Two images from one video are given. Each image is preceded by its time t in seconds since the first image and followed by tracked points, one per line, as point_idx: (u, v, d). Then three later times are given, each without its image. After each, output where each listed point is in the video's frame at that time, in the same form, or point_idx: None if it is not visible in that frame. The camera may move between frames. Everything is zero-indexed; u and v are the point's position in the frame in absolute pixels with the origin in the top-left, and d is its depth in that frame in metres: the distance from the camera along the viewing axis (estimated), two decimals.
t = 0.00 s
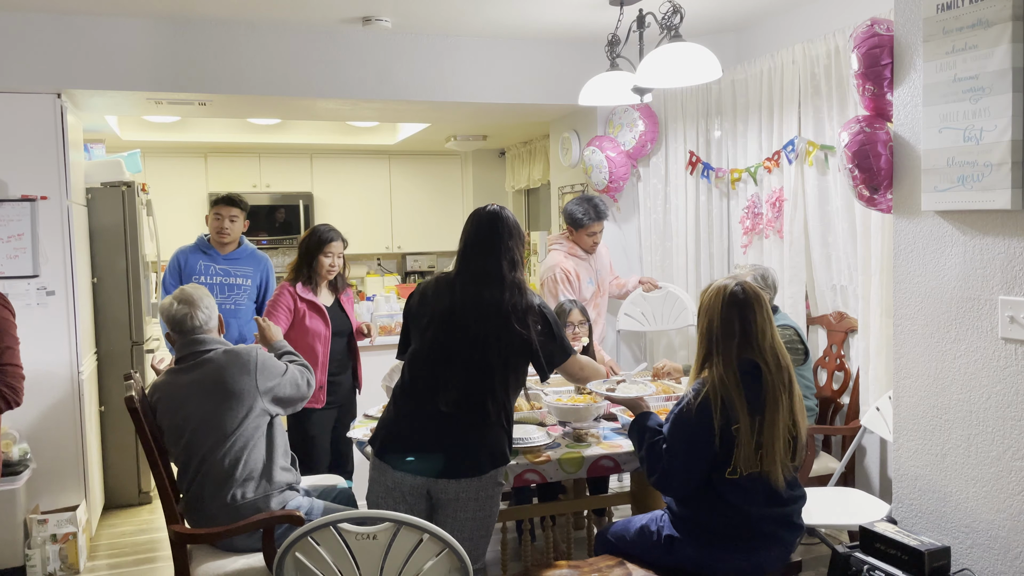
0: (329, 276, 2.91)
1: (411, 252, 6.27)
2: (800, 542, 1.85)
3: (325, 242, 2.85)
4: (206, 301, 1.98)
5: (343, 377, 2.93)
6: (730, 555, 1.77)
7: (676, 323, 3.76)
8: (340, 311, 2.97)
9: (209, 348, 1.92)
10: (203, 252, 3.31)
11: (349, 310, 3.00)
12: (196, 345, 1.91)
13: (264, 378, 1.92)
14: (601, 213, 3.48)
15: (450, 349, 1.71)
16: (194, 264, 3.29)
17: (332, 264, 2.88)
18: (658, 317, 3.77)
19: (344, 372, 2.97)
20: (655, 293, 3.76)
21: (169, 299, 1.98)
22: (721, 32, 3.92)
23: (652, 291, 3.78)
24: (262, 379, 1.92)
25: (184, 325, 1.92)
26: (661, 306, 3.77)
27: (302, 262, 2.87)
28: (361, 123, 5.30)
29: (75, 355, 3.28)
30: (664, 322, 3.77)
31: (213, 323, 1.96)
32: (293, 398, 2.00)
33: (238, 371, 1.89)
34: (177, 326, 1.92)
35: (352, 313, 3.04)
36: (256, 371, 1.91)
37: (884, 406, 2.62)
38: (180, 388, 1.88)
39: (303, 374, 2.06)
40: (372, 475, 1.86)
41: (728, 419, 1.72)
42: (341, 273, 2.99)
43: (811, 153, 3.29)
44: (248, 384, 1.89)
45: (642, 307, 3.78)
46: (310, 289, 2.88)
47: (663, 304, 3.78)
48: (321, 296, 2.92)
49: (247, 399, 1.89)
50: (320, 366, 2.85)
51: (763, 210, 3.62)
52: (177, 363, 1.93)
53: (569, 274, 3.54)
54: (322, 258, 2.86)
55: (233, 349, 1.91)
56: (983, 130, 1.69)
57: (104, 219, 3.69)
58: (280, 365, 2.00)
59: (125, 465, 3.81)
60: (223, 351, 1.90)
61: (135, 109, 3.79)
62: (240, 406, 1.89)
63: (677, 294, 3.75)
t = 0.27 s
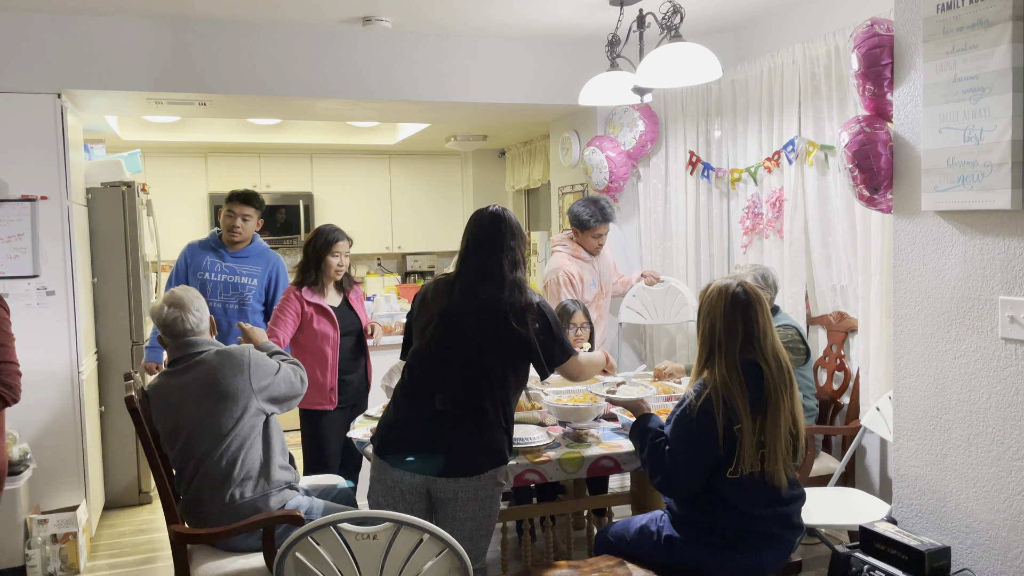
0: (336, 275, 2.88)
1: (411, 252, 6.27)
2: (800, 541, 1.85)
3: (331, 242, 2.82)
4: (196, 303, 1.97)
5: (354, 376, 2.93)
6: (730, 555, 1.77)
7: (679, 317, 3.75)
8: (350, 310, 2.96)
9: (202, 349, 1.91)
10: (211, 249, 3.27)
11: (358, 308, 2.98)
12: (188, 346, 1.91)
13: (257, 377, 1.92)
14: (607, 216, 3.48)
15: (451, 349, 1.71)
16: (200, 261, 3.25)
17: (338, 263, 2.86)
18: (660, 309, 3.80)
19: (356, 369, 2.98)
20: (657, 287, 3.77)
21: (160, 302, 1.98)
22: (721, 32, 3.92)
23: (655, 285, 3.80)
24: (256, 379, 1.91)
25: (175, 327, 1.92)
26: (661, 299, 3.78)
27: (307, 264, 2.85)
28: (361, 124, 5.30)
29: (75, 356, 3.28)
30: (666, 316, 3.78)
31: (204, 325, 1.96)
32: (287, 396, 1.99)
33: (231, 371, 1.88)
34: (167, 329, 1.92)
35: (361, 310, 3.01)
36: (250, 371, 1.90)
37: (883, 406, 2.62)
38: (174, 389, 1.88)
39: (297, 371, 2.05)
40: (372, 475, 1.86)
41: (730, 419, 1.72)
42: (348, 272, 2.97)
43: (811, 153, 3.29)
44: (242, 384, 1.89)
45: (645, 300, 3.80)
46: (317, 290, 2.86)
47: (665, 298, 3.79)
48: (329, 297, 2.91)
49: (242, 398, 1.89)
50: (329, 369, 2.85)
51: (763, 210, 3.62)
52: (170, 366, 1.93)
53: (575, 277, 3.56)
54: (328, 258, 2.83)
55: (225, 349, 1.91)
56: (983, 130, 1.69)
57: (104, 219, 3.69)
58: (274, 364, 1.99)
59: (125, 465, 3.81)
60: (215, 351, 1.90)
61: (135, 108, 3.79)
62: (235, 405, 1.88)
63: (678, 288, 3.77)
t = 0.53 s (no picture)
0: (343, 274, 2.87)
1: (411, 252, 6.27)
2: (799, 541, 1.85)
3: (338, 242, 2.81)
4: (190, 305, 1.98)
5: (360, 375, 2.94)
6: (731, 555, 1.77)
7: (680, 328, 3.72)
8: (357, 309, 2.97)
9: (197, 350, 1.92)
10: (207, 250, 3.25)
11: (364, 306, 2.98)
12: (181, 348, 1.92)
13: (253, 378, 1.92)
14: (607, 216, 3.48)
15: (450, 348, 1.70)
16: (196, 262, 3.22)
17: (347, 262, 2.85)
18: (662, 316, 3.75)
19: (362, 368, 2.99)
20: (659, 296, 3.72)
21: (154, 304, 1.99)
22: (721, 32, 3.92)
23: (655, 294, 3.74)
24: (251, 380, 1.91)
25: (168, 328, 1.93)
26: (661, 308, 3.74)
27: (316, 263, 2.82)
28: (361, 124, 5.30)
29: (74, 356, 3.28)
30: (667, 326, 3.74)
31: (196, 325, 1.97)
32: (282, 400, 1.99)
33: (226, 372, 1.88)
34: (160, 330, 1.94)
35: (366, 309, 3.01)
36: (244, 372, 1.91)
37: (883, 406, 2.62)
38: (170, 390, 1.88)
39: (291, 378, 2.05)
40: (372, 475, 1.86)
41: (730, 419, 1.72)
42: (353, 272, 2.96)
43: (811, 153, 3.29)
44: (237, 385, 1.89)
45: (644, 309, 3.75)
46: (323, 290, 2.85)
47: (666, 308, 3.75)
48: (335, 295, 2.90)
49: (238, 399, 1.89)
50: (337, 366, 2.85)
51: (763, 210, 3.62)
52: (165, 368, 1.93)
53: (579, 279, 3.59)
54: (337, 257, 2.82)
55: (220, 350, 1.91)
56: (984, 130, 1.69)
57: (104, 219, 3.68)
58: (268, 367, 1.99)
59: (125, 465, 3.81)
60: (209, 352, 1.90)
61: (135, 108, 3.79)
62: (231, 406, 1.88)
63: (678, 298, 3.71)
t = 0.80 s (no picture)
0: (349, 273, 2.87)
1: (411, 252, 6.26)
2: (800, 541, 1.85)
3: (345, 241, 2.82)
4: (191, 306, 1.99)
5: (364, 375, 2.94)
6: (730, 555, 1.77)
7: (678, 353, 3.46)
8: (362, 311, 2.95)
9: (197, 351, 1.93)
10: (215, 256, 3.10)
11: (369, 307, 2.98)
12: (181, 347, 1.93)
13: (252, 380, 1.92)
14: (606, 213, 3.48)
15: (450, 348, 1.70)
16: (208, 269, 3.06)
17: (355, 260, 2.86)
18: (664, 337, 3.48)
19: (366, 368, 2.99)
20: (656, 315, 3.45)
21: (155, 304, 2.00)
22: (721, 32, 3.92)
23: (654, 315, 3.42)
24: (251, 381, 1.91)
25: (168, 328, 1.94)
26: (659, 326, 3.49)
27: (325, 262, 2.83)
28: (361, 124, 5.30)
29: (75, 356, 3.28)
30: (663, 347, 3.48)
31: (196, 324, 1.97)
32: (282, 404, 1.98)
33: (225, 373, 1.88)
34: (161, 328, 1.95)
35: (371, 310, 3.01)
36: (244, 373, 1.91)
37: (884, 406, 2.62)
38: (169, 389, 1.88)
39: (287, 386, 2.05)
40: (372, 475, 1.86)
41: (730, 419, 1.72)
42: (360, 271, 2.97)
43: (811, 153, 3.29)
44: (236, 386, 1.89)
45: (644, 327, 3.52)
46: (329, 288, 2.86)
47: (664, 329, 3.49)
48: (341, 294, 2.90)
49: (237, 400, 1.89)
50: (341, 365, 2.85)
51: (763, 210, 3.62)
52: (165, 368, 1.93)
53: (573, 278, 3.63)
54: (345, 256, 2.83)
55: (220, 351, 1.92)
56: (984, 130, 1.69)
57: (104, 219, 3.69)
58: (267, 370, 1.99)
59: (125, 465, 3.81)
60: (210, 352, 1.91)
61: (135, 109, 3.79)
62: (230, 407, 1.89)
63: (678, 319, 3.44)
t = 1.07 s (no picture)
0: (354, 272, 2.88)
1: (411, 252, 6.26)
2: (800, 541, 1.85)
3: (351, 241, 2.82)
4: (190, 306, 1.98)
5: (361, 377, 2.94)
6: (730, 555, 1.77)
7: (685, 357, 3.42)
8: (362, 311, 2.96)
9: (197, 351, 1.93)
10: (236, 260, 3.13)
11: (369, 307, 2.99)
12: (182, 347, 1.93)
13: (252, 381, 1.92)
14: (602, 212, 3.48)
15: (450, 348, 1.70)
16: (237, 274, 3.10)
17: (360, 261, 2.88)
18: (666, 342, 3.47)
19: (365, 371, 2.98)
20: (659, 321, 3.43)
21: (154, 304, 2.00)
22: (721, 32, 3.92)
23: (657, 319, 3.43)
24: (251, 382, 1.92)
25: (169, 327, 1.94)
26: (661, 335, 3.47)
27: (329, 262, 2.84)
28: (361, 124, 5.30)
29: (75, 356, 3.28)
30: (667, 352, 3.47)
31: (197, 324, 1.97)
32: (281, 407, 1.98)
33: (226, 373, 1.89)
34: (160, 328, 1.95)
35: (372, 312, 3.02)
36: (244, 374, 1.91)
37: (884, 406, 2.62)
38: (170, 388, 1.88)
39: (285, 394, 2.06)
40: (373, 475, 1.86)
41: (730, 419, 1.72)
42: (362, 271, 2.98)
43: (811, 153, 3.29)
44: (236, 386, 1.89)
45: (648, 333, 3.49)
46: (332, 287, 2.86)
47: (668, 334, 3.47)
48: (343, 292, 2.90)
49: (237, 400, 1.89)
50: (335, 366, 2.82)
51: (763, 210, 3.62)
52: (166, 368, 1.93)
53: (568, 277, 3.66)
54: (349, 256, 2.84)
55: (220, 351, 1.92)
56: (984, 130, 1.69)
57: (103, 219, 3.69)
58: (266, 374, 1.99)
59: (125, 465, 3.81)
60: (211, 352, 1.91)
61: (135, 108, 3.79)
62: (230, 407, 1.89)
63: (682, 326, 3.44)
